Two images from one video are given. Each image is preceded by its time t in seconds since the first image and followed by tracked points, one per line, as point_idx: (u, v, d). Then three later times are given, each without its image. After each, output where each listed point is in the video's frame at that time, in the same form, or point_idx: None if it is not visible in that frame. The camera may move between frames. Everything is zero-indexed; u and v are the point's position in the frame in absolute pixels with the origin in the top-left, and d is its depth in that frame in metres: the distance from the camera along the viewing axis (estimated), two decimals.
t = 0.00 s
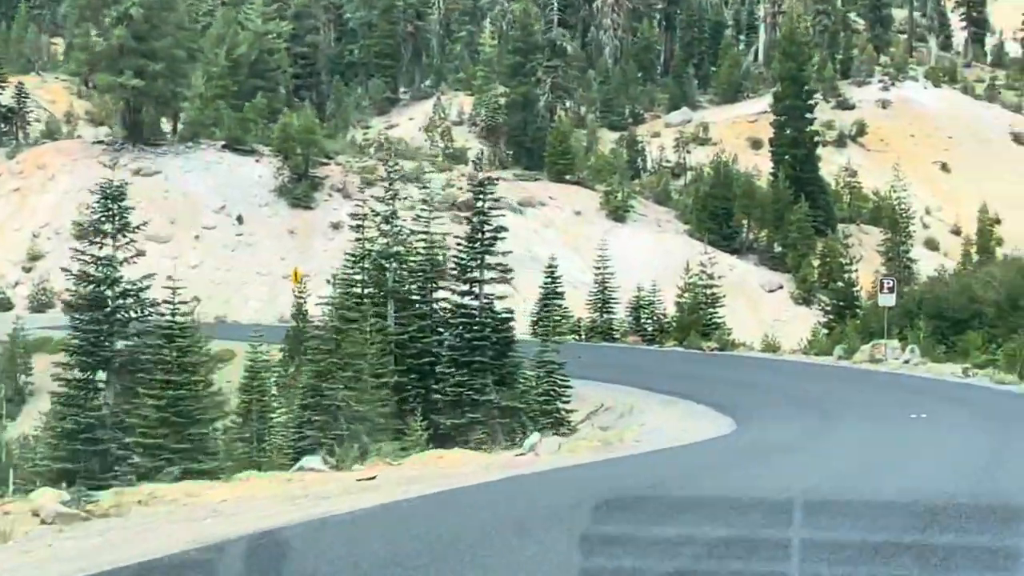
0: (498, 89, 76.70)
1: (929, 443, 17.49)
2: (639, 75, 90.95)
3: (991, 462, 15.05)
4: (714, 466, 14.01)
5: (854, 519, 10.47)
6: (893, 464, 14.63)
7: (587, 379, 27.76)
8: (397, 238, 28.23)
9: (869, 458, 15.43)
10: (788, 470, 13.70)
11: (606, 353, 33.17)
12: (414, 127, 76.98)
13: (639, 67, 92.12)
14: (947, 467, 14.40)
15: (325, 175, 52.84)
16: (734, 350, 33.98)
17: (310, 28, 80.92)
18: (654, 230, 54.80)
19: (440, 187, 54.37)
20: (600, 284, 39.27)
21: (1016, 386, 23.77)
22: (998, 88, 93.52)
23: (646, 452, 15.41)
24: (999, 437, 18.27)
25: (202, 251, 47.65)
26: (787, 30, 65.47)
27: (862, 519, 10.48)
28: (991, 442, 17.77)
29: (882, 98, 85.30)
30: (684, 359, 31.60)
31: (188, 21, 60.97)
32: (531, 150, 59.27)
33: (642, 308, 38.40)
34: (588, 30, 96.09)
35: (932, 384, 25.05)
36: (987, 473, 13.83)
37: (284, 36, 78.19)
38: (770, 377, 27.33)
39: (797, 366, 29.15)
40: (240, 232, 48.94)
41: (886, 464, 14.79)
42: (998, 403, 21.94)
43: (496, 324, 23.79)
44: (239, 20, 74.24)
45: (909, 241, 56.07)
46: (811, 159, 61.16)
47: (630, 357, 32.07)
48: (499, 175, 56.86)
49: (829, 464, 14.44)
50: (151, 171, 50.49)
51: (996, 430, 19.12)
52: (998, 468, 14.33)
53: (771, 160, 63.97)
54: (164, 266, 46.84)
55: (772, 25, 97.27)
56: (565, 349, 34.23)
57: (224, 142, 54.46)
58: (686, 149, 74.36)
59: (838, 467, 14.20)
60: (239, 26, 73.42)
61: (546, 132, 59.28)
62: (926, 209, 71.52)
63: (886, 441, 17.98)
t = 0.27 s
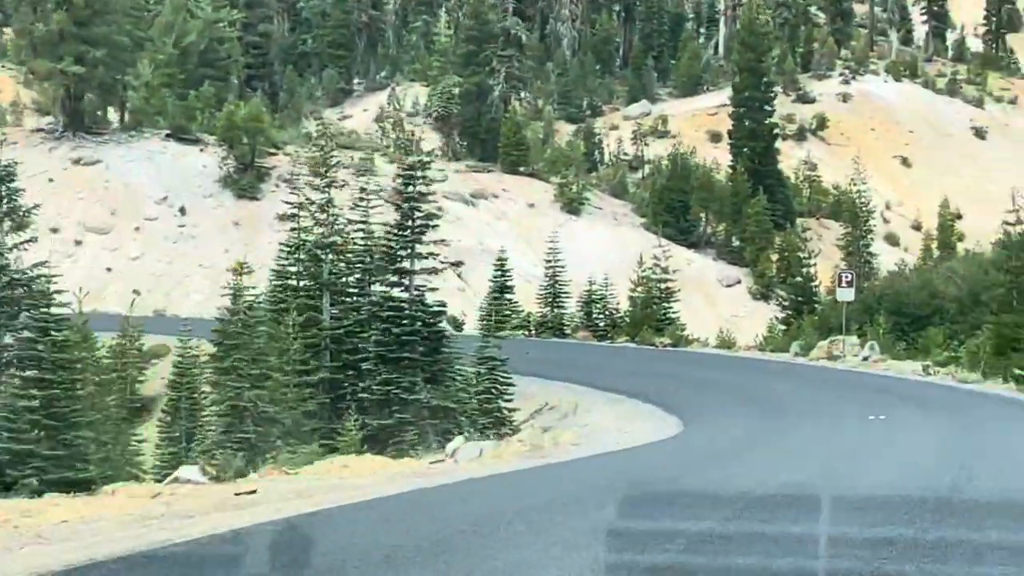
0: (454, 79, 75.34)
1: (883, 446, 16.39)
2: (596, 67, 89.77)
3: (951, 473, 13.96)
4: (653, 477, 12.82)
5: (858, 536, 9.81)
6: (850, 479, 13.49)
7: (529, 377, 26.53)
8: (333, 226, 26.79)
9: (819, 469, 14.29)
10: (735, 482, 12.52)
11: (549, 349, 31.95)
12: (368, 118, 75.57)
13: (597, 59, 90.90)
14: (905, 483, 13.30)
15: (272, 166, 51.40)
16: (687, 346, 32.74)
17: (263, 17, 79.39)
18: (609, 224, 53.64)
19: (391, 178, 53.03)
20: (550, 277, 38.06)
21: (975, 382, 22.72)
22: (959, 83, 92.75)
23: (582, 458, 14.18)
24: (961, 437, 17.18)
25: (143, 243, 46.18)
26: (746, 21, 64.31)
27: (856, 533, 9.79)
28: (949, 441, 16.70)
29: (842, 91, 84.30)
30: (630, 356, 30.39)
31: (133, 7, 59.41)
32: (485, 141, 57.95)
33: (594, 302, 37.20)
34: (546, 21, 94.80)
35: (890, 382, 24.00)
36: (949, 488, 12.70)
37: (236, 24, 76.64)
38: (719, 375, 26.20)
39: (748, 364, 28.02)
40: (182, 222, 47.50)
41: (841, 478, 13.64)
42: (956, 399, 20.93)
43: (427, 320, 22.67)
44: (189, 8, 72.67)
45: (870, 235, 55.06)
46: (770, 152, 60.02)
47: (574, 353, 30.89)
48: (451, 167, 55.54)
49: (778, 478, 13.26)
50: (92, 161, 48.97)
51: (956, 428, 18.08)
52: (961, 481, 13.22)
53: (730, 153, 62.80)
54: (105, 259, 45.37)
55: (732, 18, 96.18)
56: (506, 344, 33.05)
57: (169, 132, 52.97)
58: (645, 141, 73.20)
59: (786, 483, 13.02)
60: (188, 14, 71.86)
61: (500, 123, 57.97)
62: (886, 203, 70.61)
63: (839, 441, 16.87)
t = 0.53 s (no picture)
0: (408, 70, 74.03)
1: (829, 449, 15.49)
2: (554, 61, 88.48)
3: (904, 484, 13.09)
4: (585, 494, 11.81)
5: None
6: (811, 491, 12.67)
7: (464, 374, 25.48)
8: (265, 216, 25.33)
9: (774, 478, 13.43)
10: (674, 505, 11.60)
11: (486, 343, 30.87)
12: (321, 109, 74.19)
13: (555, 52, 89.62)
14: (867, 497, 12.53)
15: (217, 157, 49.96)
16: (639, 343, 31.58)
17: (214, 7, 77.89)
18: (563, 218, 52.47)
19: (339, 171, 51.71)
20: (499, 272, 36.87)
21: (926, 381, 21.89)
22: (919, 78, 91.91)
23: (506, 469, 13.10)
24: (911, 437, 16.31)
25: (82, 233, 44.58)
26: (703, 12, 63.23)
27: None
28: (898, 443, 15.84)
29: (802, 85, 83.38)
30: (570, 351, 29.36)
31: None
32: (438, 132, 56.70)
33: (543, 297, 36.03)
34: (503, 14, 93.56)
35: (838, 380, 23.20)
36: (903, 505, 11.85)
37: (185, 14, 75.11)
38: (660, 371, 25.29)
39: (690, 360, 27.08)
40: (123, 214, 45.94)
41: (801, 490, 12.82)
42: (905, 396, 20.11)
43: (349, 314, 21.58)
44: None
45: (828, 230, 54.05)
46: (728, 145, 58.96)
47: (511, 348, 29.82)
48: (402, 159, 54.29)
49: (733, 491, 12.42)
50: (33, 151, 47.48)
51: (904, 427, 17.23)
52: (916, 498, 12.36)
53: (687, 146, 61.71)
54: (41, 250, 43.72)
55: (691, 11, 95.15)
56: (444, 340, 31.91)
57: (111, 122, 51.53)
58: (603, 135, 71.97)
59: (743, 498, 12.19)
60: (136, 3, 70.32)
61: (453, 114, 56.73)
62: (847, 198, 69.65)
63: (783, 444, 15.95)
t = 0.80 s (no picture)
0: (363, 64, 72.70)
1: (783, 449, 14.32)
2: (513, 56, 87.30)
3: (869, 482, 11.96)
4: (515, 495, 10.53)
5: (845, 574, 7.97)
6: (788, 487, 11.52)
7: (400, 377, 24.16)
8: (193, 209, 23.60)
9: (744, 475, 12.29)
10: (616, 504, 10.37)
11: (424, 344, 29.53)
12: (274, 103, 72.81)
13: (515, 47, 88.44)
14: (851, 492, 11.39)
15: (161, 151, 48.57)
16: (590, 342, 30.32)
17: None
18: (518, 213, 51.20)
19: (288, 166, 50.34)
20: (448, 268, 35.58)
21: (884, 379, 20.83)
22: (882, 74, 90.97)
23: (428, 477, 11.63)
24: (872, 436, 15.18)
25: (21, 228, 43.07)
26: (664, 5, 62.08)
27: (837, 569, 8.10)
28: (857, 443, 14.70)
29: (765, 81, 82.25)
30: (512, 352, 28.08)
31: None
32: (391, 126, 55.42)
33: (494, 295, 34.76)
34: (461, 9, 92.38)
35: (792, 380, 22.10)
36: (872, 503, 10.71)
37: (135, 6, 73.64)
38: (604, 372, 24.09)
39: (636, 361, 25.91)
40: (63, 207, 44.51)
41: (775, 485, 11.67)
42: (862, 396, 19.02)
43: (266, 310, 18.37)
44: None
45: (790, 227, 52.91)
46: (687, 140, 57.81)
47: (451, 349, 28.49)
48: (354, 154, 53.00)
49: (700, 490, 11.23)
50: None
51: (863, 425, 16.11)
52: (884, 495, 11.22)
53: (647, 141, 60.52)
54: None
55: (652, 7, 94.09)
56: (382, 340, 30.58)
57: (52, 113, 50.05)
58: (561, 131, 70.81)
59: (714, 495, 11.01)
60: None
61: (406, 108, 55.44)
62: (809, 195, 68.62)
63: (733, 446, 14.76)
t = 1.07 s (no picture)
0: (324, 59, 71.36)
1: (739, 453, 13.32)
2: (479, 52, 86.10)
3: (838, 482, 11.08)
4: (455, 506, 9.64)
5: None
6: (753, 486, 10.69)
7: (339, 378, 23.06)
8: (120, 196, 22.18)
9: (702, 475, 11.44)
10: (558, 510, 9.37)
11: (364, 343, 28.40)
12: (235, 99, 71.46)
13: (481, 44, 87.24)
14: (821, 489, 10.57)
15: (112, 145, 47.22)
16: (547, 342, 29.11)
17: None
18: (479, 210, 50.03)
19: (243, 161, 49.06)
20: (401, 266, 34.38)
21: (845, 381, 19.92)
22: (852, 72, 90.01)
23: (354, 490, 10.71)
24: (835, 438, 14.22)
25: None
26: None
27: (830, 569, 7.39)
28: (817, 446, 13.74)
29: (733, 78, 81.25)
30: (457, 352, 27.01)
31: None
32: (350, 122, 54.12)
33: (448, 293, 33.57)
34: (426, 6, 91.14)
35: (749, 380, 21.16)
36: (846, 502, 9.86)
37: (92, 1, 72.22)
38: (552, 373, 23.09)
39: (586, 361, 24.94)
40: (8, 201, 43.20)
41: (738, 484, 10.84)
42: (823, 397, 18.08)
43: (179, 307, 16.77)
44: None
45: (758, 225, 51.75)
46: (653, 137, 56.60)
47: (393, 349, 27.38)
48: (311, 150, 51.72)
49: (659, 491, 10.39)
50: None
51: (825, 427, 15.16)
52: (856, 494, 10.28)
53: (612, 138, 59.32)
54: None
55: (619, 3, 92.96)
56: (323, 339, 29.43)
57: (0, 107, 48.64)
58: (526, 127, 69.64)
59: (675, 495, 10.18)
60: None
61: (366, 103, 54.15)
62: (777, 193, 67.58)
63: (685, 449, 13.75)
